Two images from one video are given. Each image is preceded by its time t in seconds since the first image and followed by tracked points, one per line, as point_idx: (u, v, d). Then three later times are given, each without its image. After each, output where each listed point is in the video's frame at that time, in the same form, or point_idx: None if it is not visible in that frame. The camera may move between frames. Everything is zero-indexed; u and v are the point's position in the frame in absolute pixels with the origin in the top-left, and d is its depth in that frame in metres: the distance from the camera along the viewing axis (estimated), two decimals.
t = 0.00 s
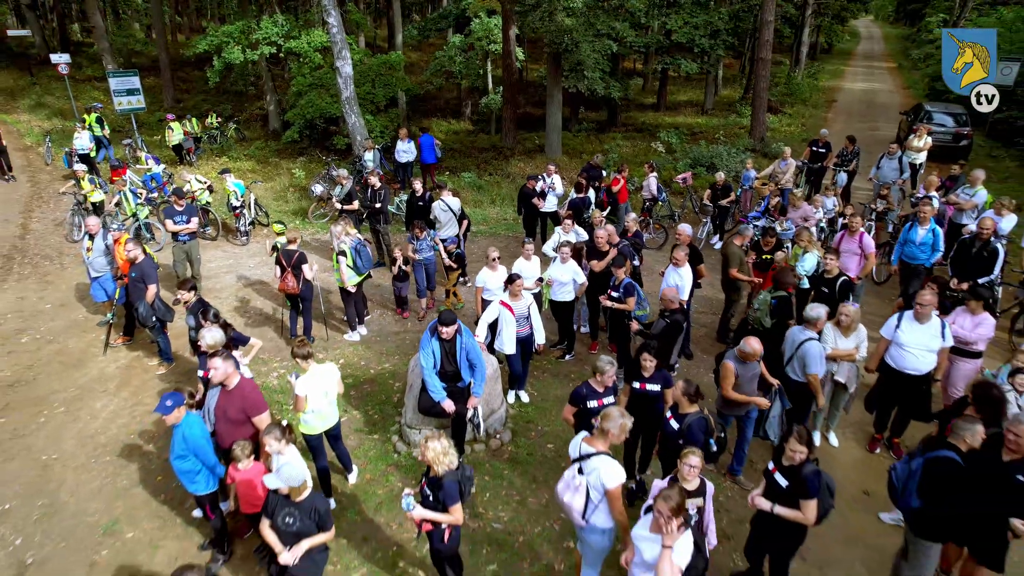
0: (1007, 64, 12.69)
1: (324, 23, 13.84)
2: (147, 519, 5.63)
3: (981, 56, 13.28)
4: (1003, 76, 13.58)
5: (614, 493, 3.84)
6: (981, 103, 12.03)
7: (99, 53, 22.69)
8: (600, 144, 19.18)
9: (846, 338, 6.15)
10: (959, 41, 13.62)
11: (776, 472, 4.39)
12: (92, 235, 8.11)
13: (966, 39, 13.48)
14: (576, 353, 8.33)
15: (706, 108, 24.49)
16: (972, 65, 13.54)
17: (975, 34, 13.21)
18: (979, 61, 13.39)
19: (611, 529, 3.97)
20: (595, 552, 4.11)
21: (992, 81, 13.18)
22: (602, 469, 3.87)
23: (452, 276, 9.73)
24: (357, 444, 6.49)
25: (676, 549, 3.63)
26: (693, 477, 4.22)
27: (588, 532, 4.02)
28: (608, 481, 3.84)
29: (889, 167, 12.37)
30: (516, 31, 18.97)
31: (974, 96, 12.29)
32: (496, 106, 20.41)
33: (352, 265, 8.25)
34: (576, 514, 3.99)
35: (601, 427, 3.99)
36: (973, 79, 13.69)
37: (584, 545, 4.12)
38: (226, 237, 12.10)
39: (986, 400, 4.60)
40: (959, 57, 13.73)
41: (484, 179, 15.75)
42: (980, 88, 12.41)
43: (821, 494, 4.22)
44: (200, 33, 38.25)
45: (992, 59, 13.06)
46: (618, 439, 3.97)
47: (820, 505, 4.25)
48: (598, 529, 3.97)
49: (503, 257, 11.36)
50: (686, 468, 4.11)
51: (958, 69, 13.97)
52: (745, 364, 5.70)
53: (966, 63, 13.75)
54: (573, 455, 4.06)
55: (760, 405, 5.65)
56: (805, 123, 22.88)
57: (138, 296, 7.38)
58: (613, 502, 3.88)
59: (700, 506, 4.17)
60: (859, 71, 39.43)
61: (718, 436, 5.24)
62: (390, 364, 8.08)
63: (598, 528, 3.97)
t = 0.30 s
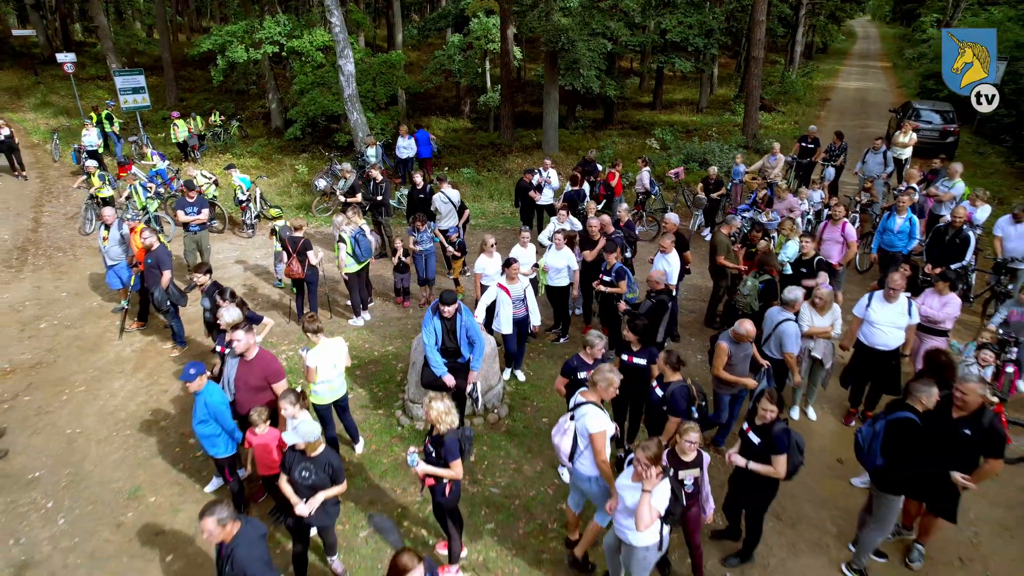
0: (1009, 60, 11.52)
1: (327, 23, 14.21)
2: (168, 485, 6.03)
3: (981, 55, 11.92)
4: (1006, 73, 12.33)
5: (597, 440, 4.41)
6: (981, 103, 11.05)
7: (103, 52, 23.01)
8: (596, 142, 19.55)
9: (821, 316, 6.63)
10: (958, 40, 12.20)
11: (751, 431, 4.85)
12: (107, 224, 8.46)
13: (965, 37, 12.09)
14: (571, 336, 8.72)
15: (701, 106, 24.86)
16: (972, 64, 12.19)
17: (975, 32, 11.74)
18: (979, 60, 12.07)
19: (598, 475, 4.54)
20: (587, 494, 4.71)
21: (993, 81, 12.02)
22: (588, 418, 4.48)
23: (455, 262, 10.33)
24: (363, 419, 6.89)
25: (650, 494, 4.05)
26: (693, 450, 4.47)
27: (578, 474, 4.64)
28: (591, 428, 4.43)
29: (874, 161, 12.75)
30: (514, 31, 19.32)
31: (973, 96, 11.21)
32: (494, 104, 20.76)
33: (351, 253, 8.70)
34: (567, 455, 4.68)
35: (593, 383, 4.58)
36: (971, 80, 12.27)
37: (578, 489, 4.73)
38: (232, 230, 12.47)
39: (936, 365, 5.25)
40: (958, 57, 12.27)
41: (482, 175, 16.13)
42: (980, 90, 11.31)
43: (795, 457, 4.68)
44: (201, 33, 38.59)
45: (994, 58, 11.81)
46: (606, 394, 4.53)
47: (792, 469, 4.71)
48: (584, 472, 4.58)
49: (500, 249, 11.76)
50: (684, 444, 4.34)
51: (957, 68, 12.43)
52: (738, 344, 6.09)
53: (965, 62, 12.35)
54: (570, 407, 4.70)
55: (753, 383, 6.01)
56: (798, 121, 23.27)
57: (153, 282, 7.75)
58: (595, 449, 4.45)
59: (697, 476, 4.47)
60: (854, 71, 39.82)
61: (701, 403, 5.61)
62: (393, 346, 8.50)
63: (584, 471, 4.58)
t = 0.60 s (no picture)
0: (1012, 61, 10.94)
1: (324, 22, 14.55)
2: (180, 459, 6.39)
3: (983, 55, 11.28)
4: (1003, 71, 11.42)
5: (593, 404, 4.88)
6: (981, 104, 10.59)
7: (99, 52, 23.18)
8: (587, 139, 19.97)
9: (796, 298, 7.04)
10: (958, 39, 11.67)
11: (724, 398, 5.27)
12: (114, 217, 8.76)
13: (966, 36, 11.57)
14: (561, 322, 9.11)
15: (691, 105, 25.31)
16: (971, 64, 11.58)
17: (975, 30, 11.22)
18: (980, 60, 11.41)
19: (590, 437, 5.01)
20: (581, 456, 5.21)
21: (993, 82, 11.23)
22: (586, 384, 4.97)
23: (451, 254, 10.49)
24: (363, 397, 7.28)
25: (626, 452, 4.45)
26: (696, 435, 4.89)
27: (575, 436, 5.15)
28: (586, 393, 4.93)
29: (854, 156, 13.18)
30: (507, 31, 19.68)
31: (974, 96, 10.74)
32: (488, 103, 21.13)
33: (348, 243, 9.00)
34: (564, 416, 5.22)
35: (593, 354, 5.06)
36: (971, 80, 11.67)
37: (574, 450, 5.23)
38: (233, 225, 12.79)
39: (893, 338, 5.75)
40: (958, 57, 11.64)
41: (475, 171, 16.51)
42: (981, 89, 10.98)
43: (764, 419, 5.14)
44: (194, 33, 38.71)
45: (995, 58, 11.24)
46: (605, 364, 5.00)
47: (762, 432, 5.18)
48: (579, 434, 5.07)
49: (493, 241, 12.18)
50: (688, 430, 4.74)
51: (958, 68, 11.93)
52: (723, 327, 6.46)
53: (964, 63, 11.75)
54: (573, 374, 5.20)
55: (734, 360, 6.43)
56: (785, 119, 23.78)
57: (161, 271, 8.06)
58: (589, 413, 4.93)
59: (699, 460, 4.90)
60: (842, 70, 40.39)
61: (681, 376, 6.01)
62: (392, 331, 8.89)
63: (579, 433, 5.07)
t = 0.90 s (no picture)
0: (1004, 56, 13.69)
1: (313, 22, 14.86)
2: (184, 439, 6.69)
3: (982, 57, 14.28)
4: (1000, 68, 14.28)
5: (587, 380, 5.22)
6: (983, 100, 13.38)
7: (85, 52, 23.22)
8: (572, 136, 20.42)
9: (768, 281, 7.46)
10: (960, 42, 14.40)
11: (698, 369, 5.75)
12: (111, 212, 8.99)
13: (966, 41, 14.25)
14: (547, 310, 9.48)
15: (674, 103, 25.84)
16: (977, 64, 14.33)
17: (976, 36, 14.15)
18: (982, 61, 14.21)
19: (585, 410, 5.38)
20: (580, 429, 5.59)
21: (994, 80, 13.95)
22: (582, 361, 5.29)
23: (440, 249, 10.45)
24: (358, 380, 7.63)
25: (599, 415, 4.86)
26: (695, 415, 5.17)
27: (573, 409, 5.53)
28: (582, 369, 5.26)
29: (829, 150, 13.66)
30: (493, 31, 20.06)
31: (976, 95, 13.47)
32: (474, 101, 21.51)
33: (340, 235, 9.32)
34: (563, 389, 5.66)
35: (592, 335, 5.42)
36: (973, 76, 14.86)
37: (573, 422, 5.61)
38: (225, 221, 13.03)
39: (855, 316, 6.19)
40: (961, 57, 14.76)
41: (463, 168, 16.88)
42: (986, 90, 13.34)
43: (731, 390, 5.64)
44: (179, 33, 38.71)
45: (992, 59, 14.18)
46: (603, 344, 5.35)
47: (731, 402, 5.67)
48: (576, 406, 5.45)
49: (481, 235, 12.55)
50: (688, 410, 5.01)
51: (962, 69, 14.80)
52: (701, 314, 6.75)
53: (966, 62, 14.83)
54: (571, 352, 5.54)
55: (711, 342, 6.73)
56: (765, 116, 24.37)
57: (158, 262, 8.30)
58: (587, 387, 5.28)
59: (696, 438, 5.19)
60: (821, 69, 41.34)
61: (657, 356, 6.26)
62: (384, 320, 9.24)
63: (576, 405, 5.44)
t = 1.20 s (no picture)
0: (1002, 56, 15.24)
1: (298, 22, 15.10)
2: (182, 423, 6.96)
3: (981, 57, 15.67)
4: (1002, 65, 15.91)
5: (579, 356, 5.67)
6: (986, 99, 15.06)
7: (65, 52, 23.13)
8: (554, 134, 20.83)
9: (738, 266, 7.82)
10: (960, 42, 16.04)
11: (671, 344, 6.19)
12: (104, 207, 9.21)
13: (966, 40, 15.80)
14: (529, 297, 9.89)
15: (654, 101, 26.36)
16: (973, 64, 15.92)
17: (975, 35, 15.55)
18: (980, 60, 15.75)
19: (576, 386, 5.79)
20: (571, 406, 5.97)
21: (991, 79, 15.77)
22: (576, 340, 5.72)
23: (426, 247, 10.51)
24: (349, 365, 7.94)
25: (572, 383, 5.27)
26: (693, 407, 5.37)
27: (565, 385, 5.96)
28: (575, 346, 5.72)
29: (802, 145, 14.19)
30: (475, 31, 20.39)
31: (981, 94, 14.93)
32: (457, 100, 21.80)
33: (328, 229, 9.61)
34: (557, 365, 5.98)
35: (588, 316, 5.85)
36: (971, 76, 16.26)
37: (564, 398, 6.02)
38: (213, 217, 13.22)
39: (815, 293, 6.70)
40: (961, 56, 16.16)
41: (447, 165, 17.21)
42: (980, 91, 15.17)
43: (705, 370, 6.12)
44: (159, 34, 38.47)
45: (991, 58, 15.55)
46: (599, 326, 5.77)
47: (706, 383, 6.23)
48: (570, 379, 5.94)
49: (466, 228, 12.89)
50: (685, 401, 5.21)
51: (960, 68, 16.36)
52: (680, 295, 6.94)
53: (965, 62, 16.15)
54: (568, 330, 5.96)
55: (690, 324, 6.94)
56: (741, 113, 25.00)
57: (154, 255, 8.55)
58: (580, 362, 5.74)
59: (693, 428, 5.38)
60: (798, 68, 42.24)
61: (629, 338, 6.55)
62: (372, 310, 9.55)
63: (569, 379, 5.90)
